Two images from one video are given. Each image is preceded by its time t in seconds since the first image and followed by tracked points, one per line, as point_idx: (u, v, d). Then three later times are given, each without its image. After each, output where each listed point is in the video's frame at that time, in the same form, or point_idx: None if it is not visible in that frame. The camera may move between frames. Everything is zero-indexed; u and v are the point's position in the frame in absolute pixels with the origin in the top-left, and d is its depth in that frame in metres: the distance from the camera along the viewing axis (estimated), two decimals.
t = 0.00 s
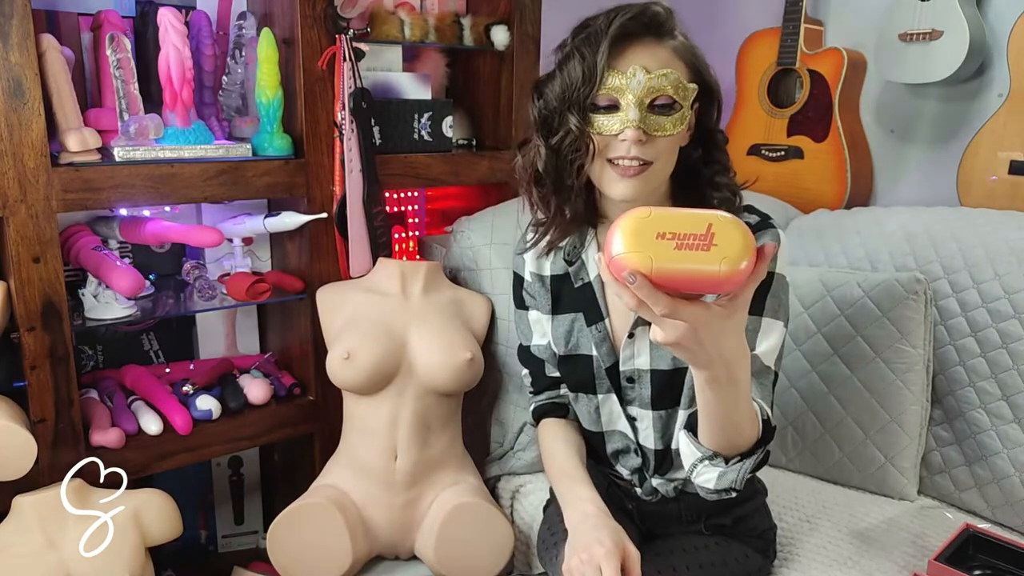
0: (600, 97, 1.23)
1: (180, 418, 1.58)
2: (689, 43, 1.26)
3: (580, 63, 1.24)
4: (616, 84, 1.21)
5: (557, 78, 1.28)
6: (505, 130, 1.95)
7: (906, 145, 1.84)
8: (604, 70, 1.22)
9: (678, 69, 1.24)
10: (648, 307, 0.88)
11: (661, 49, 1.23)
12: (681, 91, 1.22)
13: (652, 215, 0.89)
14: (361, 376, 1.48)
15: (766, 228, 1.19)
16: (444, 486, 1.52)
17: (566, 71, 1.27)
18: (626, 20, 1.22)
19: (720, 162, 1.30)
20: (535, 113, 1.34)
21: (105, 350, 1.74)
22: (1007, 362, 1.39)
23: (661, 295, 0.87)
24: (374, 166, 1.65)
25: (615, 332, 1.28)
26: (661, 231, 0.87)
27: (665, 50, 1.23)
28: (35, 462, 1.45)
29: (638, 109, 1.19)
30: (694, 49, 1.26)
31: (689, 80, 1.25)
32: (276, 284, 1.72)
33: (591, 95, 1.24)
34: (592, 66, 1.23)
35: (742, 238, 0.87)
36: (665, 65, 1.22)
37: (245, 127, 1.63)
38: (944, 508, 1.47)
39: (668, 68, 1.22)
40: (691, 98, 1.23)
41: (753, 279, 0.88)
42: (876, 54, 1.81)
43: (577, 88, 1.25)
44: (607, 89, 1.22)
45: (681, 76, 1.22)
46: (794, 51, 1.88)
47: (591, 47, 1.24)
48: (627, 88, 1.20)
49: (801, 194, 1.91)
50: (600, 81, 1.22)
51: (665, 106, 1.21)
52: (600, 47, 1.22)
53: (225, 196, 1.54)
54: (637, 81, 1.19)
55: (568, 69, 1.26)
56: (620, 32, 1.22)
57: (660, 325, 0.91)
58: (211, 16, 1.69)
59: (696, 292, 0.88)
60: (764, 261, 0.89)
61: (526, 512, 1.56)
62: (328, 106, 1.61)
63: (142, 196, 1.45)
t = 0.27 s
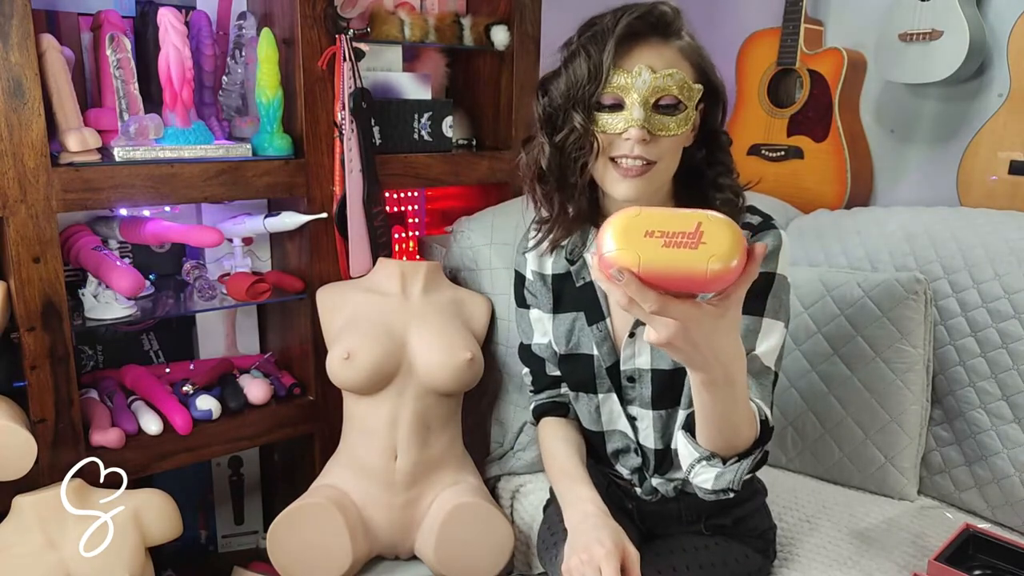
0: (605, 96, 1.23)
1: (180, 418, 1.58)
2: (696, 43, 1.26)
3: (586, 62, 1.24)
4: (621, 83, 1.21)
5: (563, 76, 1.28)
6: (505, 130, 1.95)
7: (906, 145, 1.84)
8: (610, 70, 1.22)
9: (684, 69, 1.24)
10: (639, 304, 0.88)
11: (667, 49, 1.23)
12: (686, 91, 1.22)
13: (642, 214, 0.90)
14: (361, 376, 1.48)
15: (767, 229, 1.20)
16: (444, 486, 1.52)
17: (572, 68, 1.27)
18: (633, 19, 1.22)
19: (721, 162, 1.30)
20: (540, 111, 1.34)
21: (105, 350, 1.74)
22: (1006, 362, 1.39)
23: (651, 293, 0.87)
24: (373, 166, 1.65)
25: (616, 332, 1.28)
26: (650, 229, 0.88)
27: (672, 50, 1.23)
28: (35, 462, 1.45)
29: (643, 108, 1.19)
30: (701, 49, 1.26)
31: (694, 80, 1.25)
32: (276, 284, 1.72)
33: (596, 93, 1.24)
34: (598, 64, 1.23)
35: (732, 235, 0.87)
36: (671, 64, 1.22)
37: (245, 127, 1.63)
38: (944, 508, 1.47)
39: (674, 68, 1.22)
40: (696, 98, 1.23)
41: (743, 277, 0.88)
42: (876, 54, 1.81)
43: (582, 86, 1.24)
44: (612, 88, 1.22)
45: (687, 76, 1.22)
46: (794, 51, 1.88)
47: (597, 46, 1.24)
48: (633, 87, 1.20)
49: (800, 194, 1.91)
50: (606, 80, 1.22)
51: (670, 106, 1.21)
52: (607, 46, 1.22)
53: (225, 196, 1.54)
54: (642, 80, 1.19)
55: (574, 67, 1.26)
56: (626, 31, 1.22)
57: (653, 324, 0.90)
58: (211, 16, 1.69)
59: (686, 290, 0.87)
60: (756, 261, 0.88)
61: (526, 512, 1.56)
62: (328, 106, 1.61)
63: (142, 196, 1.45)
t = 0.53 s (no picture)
0: (608, 97, 1.23)
1: (180, 418, 1.58)
2: (698, 44, 1.26)
3: (589, 63, 1.24)
4: (624, 84, 1.21)
5: (565, 77, 1.28)
6: (505, 130, 1.95)
7: (906, 145, 1.84)
8: (613, 70, 1.22)
9: (686, 70, 1.24)
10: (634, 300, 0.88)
11: (670, 49, 1.23)
12: (688, 92, 1.22)
13: (640, 210, 0.90)
14: (361, 376, 1.48)
15: (767, 228, 1.20)
16: (444, 486, 1.52)
17: (574, 69, 1.26)
18: (636, 20, 1.22)
19: (721, 162, 1.30)
20: (541, 112, 1.33)
21: (105, 350, 1.74)
22: (1006, 362, 1.39)
23: (644, 288, 0.87)
24: (373, 166, 1.65)
25: (617, 331, 1.28)
26: (646, 226, 0.88)
27: (674, 50, 1.23)
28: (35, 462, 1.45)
29: (645, 109, 1.19)
30: (703, 50, 1.26)
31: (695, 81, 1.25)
32: (276, 284, 1.72)
33: (599, 95, 1.23)
34: (600, 65, 1.23)
35: (729, 235, 0.87)
36: (674, 65, 1.22)
37: (245, 127, 1.63)
38: (944, 508, 1.47)
39: (676, 69, 1.22)
40: (698, 99, 1.23)
41: (738, 279, 0.88)
42: (876, 54, 1.81)
43: (585, 87, 1.24)
44: (615, 89, 1.22)
45: (689, 77, 1.22)
46: (794, 51, 1.88)
47: (600, 46, 1.23)
48: (635, 88, 1.20)
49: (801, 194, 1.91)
50: (608, 81, 1.22)
51: (673, 106, 1.21)
52: (610, 47, 1.22)
53: (225, 196, 1.54)
54: (645, 81, 1.19)
55: (576, 67, 1.26)
56: (629, 32, 1.22)
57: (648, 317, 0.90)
58: (211, 16, 1.69)
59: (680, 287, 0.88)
60: (752, 261, 0.88)
61: (526, 512, 1.56)
62: (328, 106, 1.62)
63: (142, 196, 1.46)
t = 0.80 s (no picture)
0: (606, 97, 1.23)
1: (180, 418, 1.58)
2: (696, 45, 1.26)
3: (586, 64, 1.24)
4: (622, 85, 1.21)
5: (563, 78, 1.28)
6: (505, 130, 1.95)
7: (906, 145, 1.84)
8: (610, 72, 1.22)
9: (685, 71, 1.24)
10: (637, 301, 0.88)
11: (668, 50, 1.23)
12: (686, 93, 1.22)
13: (642, 208, 0.89)
14: (361, 375, 1.48)
15: (768, 227, 1.20)
16: (444, 486, 1.52)
17: (572, 70, 1.26)
18: (634, 21, 1.21)
19: (721, 163, 1.30)
20: (540, 113, 1.33)
21: (105, 350, 1.74)
22: (1007, 362, 1.39)
23: (646, 290, 0.87)
24: (373, 166, 1.65)
25: (616, 331, 1.28)
26: (649, 227, 0.87)
27: (672, 51, 1.23)
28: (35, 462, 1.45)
29: (643, 111, 1.19)
30: (702, 50, 1.26)
31: (694, 81, 1.25)
32: (276, 284, 1.72)
33: (597, 96, 1.23)
34: (598, 67, 1.22)
35: (732, 234, 0.87)
36: (672, 66, 1.22)
37: (245, 127, 1.63)
38: (944, 508, 1.47)
39: (675, 70, 1.22)
40: (697, 100, 1.23)
41: (741, 275, 0.88)
42: (876, 54, 1.81)
43: (583, 89, 1.24)
44: (613, 90, 1.21)
45: (687, 78, 1.22)
46: (794, 51, 1.88)
47: (598, 47, 1.23)
48: (633, 90, 1.20)
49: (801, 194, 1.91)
50: (606, 82, 1.22)
51: (670, 108, 1.21)
52: (607, 48, 1.22)
53: (225, 196, 1.54)
54: (642, 83, 1.19)
55: (574, 69, 1.26)
56: (627, 33, 1.22)
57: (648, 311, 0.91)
58: (211, 16, 1.69)
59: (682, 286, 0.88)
60: (754, 257, 0.89)
61: (526, 512, 1.56)
62: (328, 106, 1.62)
63: (142, 196, 1.46)
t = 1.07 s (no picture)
0: (604, 97, 1.23)
1: (180, 418, 1.58)
2: (696, 44, 1.26)
3: (584, 64, 1.24)
4: (620, 85, 1.21)
5: (562, 78, 1.28)
6: (505, 130, 1.95)
7: (906, 145, 1.84)
8: (609, 71, 1.22)
9: (684, 71, 1.23)
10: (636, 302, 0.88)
11: (667, 50, 1.23)
12: (685, 93, 1.22)
13: (636, 208, 0.89)
14: (361, 375, 1.48)
15: (768, 228, 1.20)
16: (444, 486, 1.52)
17: (571, 70, 1.26)
18: (633, 21, 1.21)
19: (721, 163, 1.30)
20: (540, 112, 1.33)
21: (105, 350, 1.74)
22: (1007, 362, 1.39)
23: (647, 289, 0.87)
24: (373, 166, 1.65)
25: (616, 331, 1.28)
26: (644, 225, 0.87)
27: (671, 51, 1.23)
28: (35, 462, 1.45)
29: (641, 111, 1.19)
30: (702, 50, 1.26)
31: (694, 81, 1.25)
32: (276, 284, 1.72)
33: (595, 95, 1.24)
34: (596, 66, 1.22)
35: (728, 230, 0.87)
36: (671, 66, 1.22)
37: (245, 127, 1.63)
38: (944, 508, 1.47)
39: (674, 70, 1.22)
40: (696, 100, 1.23)
41: (737, 270, 0.88)
42: (876, 54, 1.81)
43: (581, 88, 1.24)
44: (611, 89, 1.22)
45: (685, 78, 1.22)
46: (794, 51, 1.88)
47: (596, 47, 1.23)
48: (631, 90, 1.20)
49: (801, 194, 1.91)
50: (605, 82, 1.22)
51: (669, 108, 1.21)
52: (605, 48, 1.22)
53: (225, 196, 1.54)
54: (640, 83, 1.19)
55: (573, 69, 1.26)
56: (625, 32, 1.21)
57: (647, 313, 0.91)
58: (211, 17, 1.69)
59: (679, 285, 0.88)
60: (750, 251, 0.88)
61: (526, 512, 1.56)
62: (328, 106, 1.62)
63: (142, 196, 1.46)
